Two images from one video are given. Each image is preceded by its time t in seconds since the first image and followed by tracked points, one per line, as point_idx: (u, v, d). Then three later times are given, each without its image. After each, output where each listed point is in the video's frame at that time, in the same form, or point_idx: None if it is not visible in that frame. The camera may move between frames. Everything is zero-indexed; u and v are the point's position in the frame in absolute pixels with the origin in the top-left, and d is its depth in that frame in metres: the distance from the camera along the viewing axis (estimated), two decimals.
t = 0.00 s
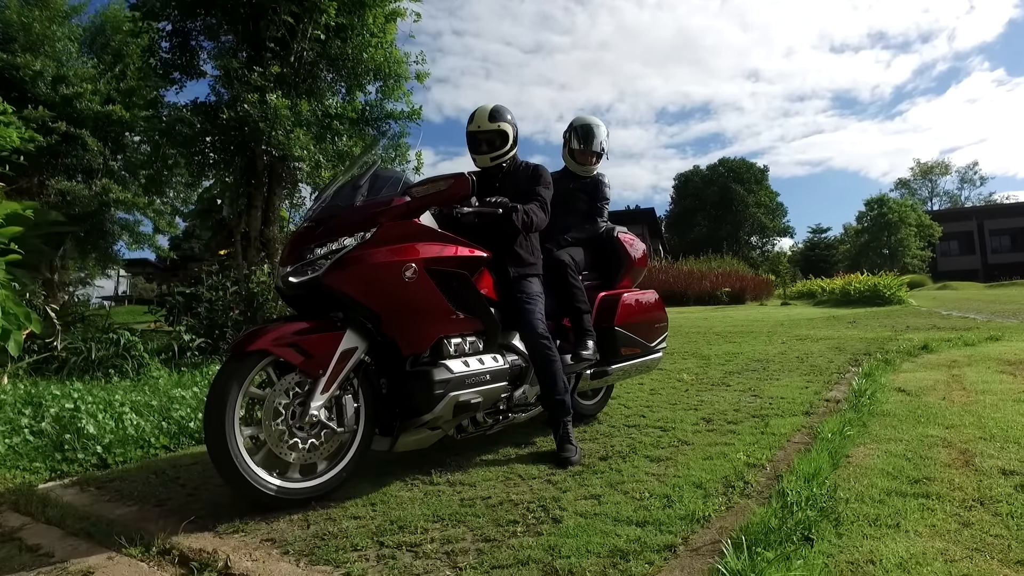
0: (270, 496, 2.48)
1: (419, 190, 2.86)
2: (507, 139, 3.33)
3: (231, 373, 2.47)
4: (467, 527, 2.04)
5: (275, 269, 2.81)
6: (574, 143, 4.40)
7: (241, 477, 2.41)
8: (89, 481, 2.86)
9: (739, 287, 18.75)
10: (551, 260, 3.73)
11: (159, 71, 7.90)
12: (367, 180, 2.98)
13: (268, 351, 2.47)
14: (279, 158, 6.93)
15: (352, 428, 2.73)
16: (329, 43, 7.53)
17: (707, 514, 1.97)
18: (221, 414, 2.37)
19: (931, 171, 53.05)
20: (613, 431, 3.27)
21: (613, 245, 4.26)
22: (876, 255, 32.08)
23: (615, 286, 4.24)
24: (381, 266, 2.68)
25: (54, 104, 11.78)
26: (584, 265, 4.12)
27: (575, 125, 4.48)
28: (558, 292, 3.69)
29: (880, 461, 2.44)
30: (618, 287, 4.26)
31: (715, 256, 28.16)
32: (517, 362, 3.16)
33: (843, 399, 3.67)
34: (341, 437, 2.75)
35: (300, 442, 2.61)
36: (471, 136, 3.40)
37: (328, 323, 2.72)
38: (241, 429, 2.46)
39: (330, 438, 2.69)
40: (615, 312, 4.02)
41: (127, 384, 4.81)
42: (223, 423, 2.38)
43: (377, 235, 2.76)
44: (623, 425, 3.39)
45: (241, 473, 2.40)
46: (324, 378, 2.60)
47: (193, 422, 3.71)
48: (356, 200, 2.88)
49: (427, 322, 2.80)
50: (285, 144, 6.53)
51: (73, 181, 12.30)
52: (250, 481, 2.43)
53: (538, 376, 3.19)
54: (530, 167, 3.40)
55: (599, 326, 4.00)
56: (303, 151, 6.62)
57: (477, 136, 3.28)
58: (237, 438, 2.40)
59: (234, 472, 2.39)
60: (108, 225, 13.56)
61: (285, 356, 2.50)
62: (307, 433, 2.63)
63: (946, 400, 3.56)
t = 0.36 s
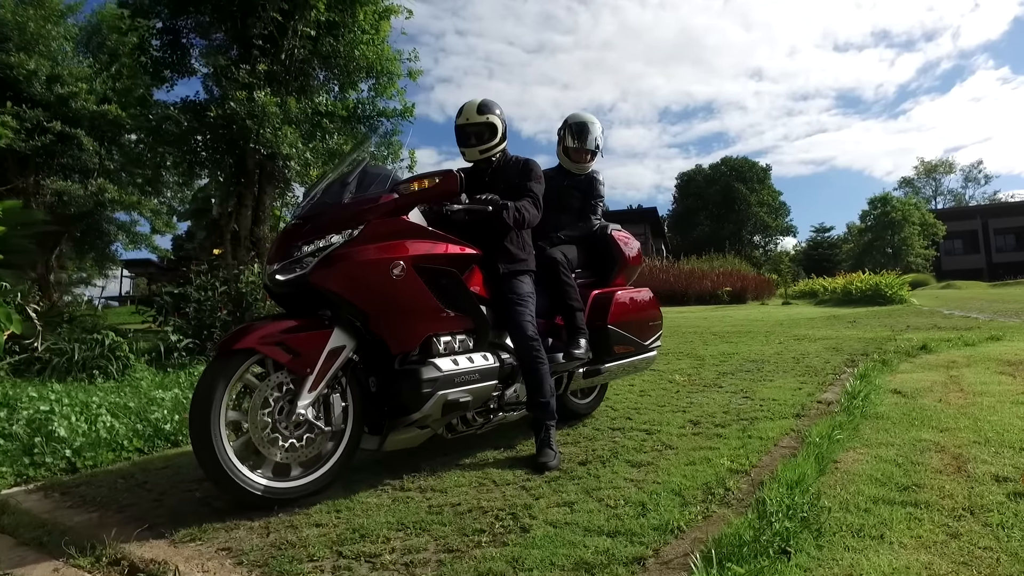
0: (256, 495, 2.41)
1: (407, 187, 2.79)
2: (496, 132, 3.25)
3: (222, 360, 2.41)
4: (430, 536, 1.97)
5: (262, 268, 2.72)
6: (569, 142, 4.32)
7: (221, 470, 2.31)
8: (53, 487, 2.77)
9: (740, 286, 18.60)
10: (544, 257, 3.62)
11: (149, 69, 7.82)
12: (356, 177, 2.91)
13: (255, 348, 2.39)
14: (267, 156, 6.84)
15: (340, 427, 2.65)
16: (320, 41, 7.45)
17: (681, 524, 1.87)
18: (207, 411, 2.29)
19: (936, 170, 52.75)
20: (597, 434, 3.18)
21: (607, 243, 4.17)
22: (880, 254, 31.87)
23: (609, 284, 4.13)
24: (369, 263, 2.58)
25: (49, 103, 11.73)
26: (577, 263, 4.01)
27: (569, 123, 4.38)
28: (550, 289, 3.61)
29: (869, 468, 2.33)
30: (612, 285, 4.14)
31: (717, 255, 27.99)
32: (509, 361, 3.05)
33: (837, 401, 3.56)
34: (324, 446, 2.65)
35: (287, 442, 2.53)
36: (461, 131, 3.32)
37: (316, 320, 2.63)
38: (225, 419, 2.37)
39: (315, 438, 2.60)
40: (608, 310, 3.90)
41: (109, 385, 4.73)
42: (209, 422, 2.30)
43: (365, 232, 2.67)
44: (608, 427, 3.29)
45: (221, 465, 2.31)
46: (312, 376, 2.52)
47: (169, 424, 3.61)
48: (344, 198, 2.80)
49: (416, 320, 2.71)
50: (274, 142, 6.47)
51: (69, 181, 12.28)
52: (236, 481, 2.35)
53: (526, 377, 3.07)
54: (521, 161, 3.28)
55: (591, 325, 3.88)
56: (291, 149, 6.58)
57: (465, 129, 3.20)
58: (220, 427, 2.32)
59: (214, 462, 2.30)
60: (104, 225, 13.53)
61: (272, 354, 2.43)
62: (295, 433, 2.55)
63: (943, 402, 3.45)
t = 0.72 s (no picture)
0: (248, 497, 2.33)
1: (397, 187, 2.68)
2: (494, 135, 3.18)
3: (215, 354, 2.35)
4: (398, 547, 1.89)
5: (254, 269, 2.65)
6: (561, 141, 4.15)
7: (207, 467, 2.23)
8: (18, 494, 2.68)
9: (741, 285, 18.50)
10: (537, 258, 3.53)
11: (140, 67, 7.75)
12: (348, 176, 2.81)
13: (245, 349, 2.32)
14: (257, 155, 6.79)
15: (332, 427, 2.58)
16: (311, 38, 7.38)
17: (658, 537, 1.79)
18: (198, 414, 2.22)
19: (939, 169, 52.53)
20: (582, 438, 3.08)
21: (601, 243, 4.07)
22: (882, 253, 31.73)
23: (603, 285, 4.04)
24: (360, 263, 2.51)
25: (44, 103, 11.69)
26: (571, 264, 3.90)
27: (562, 121, 4.22)
28: (543, 289, 3.50)
29: (860, 476, 2.23)
30: (607, 285, 4.08)
31: (718, 254, 27.91)
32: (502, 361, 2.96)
33: (832, 404, 3.47)
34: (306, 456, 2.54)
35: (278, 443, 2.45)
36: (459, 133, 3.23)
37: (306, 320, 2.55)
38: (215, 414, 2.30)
39: (301, 443, 2.50)
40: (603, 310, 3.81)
41: (92, 386, 4.66)
42: (200, 423, 2.23)
43: (355, 233, 2.58)
44: (595, 432, 3.20)
45: (208, 462, 2.23)
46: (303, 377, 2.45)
47: (145, 426, 3.53)
48: (335, 197, 2.71)
49: (408, 319, 2.63)
50: (263, 141, 6.41)
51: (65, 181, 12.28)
52: (228, 482, 2.28)
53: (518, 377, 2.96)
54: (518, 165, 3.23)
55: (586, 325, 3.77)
56: (280, 147, 6.53)
57: (464, 131, 3.13)
58: (209, 423, 2.26)
59: (201, 458, 2.23)
60: (100, 226, 13.58)
61: (263, 354, 2.35)
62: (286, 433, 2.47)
63: (940, 405, 3.35)
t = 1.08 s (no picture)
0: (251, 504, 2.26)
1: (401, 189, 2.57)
2: (505, 132, 3.09)
3: (216, 358, 2.26)
4: (375, 566, 1.79)
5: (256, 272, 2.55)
6: (563, 140, 4.06)
7: (207, 472, 2.15)
8: None
9: (744, 285, 18.35)
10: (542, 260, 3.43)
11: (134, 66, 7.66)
12: (350, 178, 2.71)
13: (248, 353, 2.23)
14: (250, 154, 6.72)
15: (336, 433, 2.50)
16: (306, 36, 7.28)
17: (648, 558, 1.70)
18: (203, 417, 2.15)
19: (944, 168, 52.23)
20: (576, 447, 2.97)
21: (606, 244, 3.96)
22: (887, 252, 31.54)
23: (608, 286, 3.92)
24: (362, 266, 2.41)
25: (42, 103, 11.63)
26: (575, 264, 3.78)
27: (564, 121, 4.13)
28: (548, 291, 3.40)
29: (864, 489, 2.11)
30: (611, 286, 3.95)
31: (721, 254, 27.78)
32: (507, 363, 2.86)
33: (835, 409, 3.35)
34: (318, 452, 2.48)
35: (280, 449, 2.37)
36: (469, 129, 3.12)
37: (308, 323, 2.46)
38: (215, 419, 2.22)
39: (297, 452, 2.40)
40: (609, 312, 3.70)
41: (79, 390, 4.59)
42: (202, 429, 2.15)
43: (358, 235, 2.48)
44: (590, 439, 3.10)
45: (209, 467, 2.15)
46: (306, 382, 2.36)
47: (128, 432, 3.43)
48: (337, 199, 2.61)
49: (411, 323, 2.53)
50: (256, 140, 6.33)
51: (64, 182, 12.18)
52: (230, 489, 2.20)
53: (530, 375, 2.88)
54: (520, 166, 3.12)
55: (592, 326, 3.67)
56: (273, 147, 6.44)
57: (476, 127, 3.02)
58: (211, 427, 2.18)
59: (201, 464, 2.14)
60: (99, 226, 13.43)
61: (265, 358, 2.27)
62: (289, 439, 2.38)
63: (947, 410, 3.23)
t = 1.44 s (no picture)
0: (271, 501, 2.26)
1: (422, 187, 2.56)
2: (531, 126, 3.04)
3: (241, 353, 2.27)
4: None
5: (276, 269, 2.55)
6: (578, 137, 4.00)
7: (229, 468, 2.17)
8: None
9: (751, 284, 18.21)
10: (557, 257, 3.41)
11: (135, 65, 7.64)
12: (371, 175, 2.71)
13: (269, 353, 2.24)
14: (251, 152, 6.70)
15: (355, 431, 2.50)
16: (307, 33, 7.22)
17: (649, 569, 1.63)
18: (224, 417, 2.15)
19: (952, 166, 51.83)
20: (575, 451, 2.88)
21: (621, 241, 3.90)
22: (895, 251, 31.28)
23: (623, 284, 3.88)
24: (383, 265, 2.42)
25: (46, 103, 11.61)
26: (592, 262, 3.75)
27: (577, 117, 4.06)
28: (564, 288, 3.37)
29: (876, 495, 2.03)
30: (626, 285, 3.90)
31: (727, 253, 27.60)
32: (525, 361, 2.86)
33: (845, 410, 3.27)
34: (327, 460, 2.47)
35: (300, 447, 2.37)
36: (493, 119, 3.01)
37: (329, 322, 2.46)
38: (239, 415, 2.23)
39: (324, 447, 2.43)
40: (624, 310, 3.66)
41: (76, 391, 4.55)
42: (225, 428, 2.16)
43: (378, 234, 2.48)
44: (592, 441, 3.03)
45: (233, 465, 2.17)
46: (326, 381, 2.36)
47: (123, 433, 3.40)
48: (358, 197, 2.60)
49: (431, 322, 2.53)
50: (256, 139, 6.29)
51: (68, 181, 12.12)
52: (252, 487, 2.21)
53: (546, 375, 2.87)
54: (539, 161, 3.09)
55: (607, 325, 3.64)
56: (274, 145, 6.40)
57: (505, 119, 2.95)
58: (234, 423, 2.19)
59: (224, 459, 2.16)
60: (103, 227, 13.38)
61: (286, 357, 2.27)
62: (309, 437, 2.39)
63: (960, 412, 3.14)
